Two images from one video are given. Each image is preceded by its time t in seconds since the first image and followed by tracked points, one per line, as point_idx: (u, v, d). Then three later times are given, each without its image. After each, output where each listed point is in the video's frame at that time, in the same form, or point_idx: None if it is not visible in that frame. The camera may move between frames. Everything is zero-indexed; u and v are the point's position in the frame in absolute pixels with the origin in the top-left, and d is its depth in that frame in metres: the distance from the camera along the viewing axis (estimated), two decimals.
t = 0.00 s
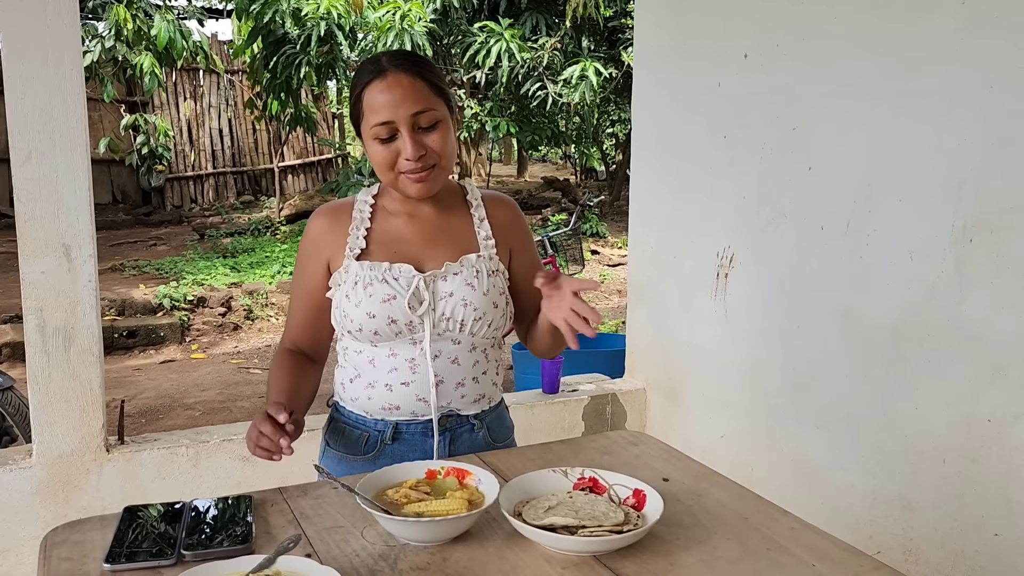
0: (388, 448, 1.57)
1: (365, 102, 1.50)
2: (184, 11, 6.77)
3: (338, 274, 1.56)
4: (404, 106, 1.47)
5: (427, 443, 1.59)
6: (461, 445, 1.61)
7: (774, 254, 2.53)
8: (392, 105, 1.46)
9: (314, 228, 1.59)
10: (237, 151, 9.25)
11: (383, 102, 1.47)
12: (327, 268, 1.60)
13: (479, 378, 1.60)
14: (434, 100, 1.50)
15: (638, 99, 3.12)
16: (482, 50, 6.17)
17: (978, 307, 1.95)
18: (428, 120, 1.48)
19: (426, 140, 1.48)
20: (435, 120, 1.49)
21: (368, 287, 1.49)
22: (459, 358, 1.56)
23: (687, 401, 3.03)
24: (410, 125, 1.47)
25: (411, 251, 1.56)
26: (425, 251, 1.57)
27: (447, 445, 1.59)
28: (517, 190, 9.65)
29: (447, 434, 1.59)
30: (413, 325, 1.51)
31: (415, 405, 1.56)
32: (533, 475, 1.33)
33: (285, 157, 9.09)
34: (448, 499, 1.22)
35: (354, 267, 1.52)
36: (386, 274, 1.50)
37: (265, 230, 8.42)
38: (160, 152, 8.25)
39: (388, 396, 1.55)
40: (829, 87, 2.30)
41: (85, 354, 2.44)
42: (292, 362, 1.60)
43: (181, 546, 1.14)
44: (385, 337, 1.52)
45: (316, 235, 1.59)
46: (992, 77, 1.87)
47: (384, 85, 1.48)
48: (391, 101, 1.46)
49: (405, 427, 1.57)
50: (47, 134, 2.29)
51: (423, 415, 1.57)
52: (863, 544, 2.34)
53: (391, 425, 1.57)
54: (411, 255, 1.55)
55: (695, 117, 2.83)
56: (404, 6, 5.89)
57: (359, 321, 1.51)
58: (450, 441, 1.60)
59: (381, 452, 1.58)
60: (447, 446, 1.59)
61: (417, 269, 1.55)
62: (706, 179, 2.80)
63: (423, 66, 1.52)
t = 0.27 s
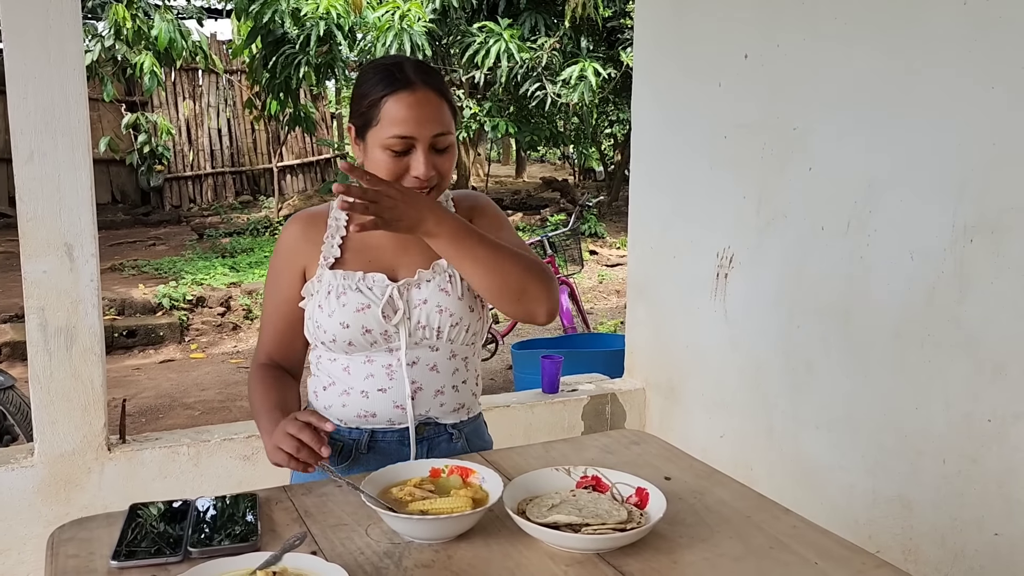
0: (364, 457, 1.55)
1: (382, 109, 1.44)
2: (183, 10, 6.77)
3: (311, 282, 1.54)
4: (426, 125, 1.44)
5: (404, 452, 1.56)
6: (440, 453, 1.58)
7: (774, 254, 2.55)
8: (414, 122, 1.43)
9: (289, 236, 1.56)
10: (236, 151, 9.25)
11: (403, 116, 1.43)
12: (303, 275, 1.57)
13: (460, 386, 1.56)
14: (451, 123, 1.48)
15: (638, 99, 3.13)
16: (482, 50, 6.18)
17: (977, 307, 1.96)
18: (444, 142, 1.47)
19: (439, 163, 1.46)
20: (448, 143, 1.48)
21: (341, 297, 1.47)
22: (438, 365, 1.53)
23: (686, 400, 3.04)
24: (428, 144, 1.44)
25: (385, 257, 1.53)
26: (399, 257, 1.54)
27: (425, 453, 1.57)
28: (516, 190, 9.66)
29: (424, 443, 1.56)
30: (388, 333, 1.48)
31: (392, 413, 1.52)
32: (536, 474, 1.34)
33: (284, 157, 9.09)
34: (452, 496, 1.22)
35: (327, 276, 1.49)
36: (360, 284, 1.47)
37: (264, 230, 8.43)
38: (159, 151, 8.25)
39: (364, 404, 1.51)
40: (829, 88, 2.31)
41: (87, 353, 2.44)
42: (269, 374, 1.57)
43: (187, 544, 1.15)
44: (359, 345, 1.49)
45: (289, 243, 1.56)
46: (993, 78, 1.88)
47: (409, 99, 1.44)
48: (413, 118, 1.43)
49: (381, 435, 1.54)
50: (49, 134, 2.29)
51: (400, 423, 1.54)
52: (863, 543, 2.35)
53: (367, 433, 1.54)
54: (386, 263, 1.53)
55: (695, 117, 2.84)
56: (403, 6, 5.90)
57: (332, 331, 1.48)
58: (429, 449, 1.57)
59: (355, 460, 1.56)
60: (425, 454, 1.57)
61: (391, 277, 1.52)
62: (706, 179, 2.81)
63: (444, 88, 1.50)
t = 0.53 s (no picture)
0: (355, 465, 1.54)
1: (379, 108, 1.44)
2: (183, 10, 6.76)
3: (296, 290, 1.52)
4: (419, 132, 1.43)
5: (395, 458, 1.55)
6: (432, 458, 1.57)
7: (774, 254, 2.55)
8: (408, 127, 1.42)
9: (272, 242, 1.54)
10: (236, 150, 9.25)
11: (398, 120, 1.42)
12: (288, 282, 1.55)
13: (450, 391, 1.56)
14: (447, 136, 1.48)
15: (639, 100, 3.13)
16: (482, 50, 6.18)
17: (978, 307, 1.96)
18: (434, 152, 1.46)
19: (424, 172, 1.46)
20: (438, 153, 1.47)
21: (325, 303, 1.46)
22: (428, 370, 1.53)
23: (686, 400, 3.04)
24: (417, 152, 1.44)
25: (370, 262, 1.53)
26: (383, 261, 1.54)
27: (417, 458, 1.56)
28: (515, 190, 9.66)
29: (415, 448, 1.56)
30: (375, 339, 1.48)
31: (381, 419, 1.52)
32: (537, 475, 1.34)
33: (283, 157, 9.09)
34: (455, 496, 1.22)
35: (311, 282, 1.48)
36: (345, 290, 1.46)
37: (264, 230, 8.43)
38: (159, 151, 8.26)
39: (352, 411, 1.51)
40: (830, 88, 2.31)
41: (88, 353, 2.44)
42: (254, 381, 1.57)
43: (190, 544, 1.15)
44: (345, 352, 1.49)
45: (272, 250, 1.54)
46: (994, 78, 1.88)
47: (406, 105, 1.43)
48: (406, 123, 1.42)
49: (372, 442, 1.54)
50: (50, 133, 2.29)
51: (390, 429, 1.54)
52: (863, 542, 2.35)
53: (356, 440, 1.54)
54: (371, 267, 1.52)
55: (695, 117, 2.85)
56: (403, 5, 5.90)
57: (317, 338, 1.47)
58: (421, 455, 1.56)
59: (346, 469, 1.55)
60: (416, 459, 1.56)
61: (376, 281, 1.52)
62: (706, 180, 2.82)
63: (447, 101, 1.50)
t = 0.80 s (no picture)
0: (355, 469, 1.54)
1: (376, 100, 1.44)
2: (182, 10, 6.76)
3: (290, 292, 1.52)
4: (415, 124, 1.43)
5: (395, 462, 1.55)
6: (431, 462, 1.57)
7: (773, 254, 2.54)
8: (404, 118, 1.42)
9: (264, 245, 1.54)
10: (236, 150, 9.25)
11: (395, 111, 1.42)
12: (281, 285, 1.55)
13: (450, 392, 1.56)
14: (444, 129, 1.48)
15: (639, 100, 3.13)
16: (481, 50, 6.18)
17: (978, 307, 1.96)
18: (431, 145, 1.46)
19: (421, 164, 1.46)
20: (434, 146, 1.47)
21: (323, 304, 1.46)
22: (428, 372, 1.53)
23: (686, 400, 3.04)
24: (413, 144, 1.43)
25: (367, 262, 1.53)
26: (379, 261, 1.53)
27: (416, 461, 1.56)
28: (515, 190, 9.66)
29: (415, 451, 1.55)
30: (374, 341, 1.48)
31: (382, 423, 1.52)
32: (537, 475, 1.34)
33: (283, 157, 9.08)
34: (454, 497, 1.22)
35: (307, 284, 1.48)
36: (342, 290, 1.47)
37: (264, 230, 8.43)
38: (159, 151, 8.26)
39: (352, 415, 1.51)
40: (829, 88, 2.31)
41: (87, 354, 2.44)
42: (249, 385, 1.57)
43: (188, 544, 1.15)
44: (344, 354, 1.48)
45: (265, 252, 1.54)
46: (994, 78, 1.88)
47: (402, 96, 1.43)
48: (402, 114, 1.42)
49: (371, 446, 1.54)
50: (49, 134, 2.29)
51: (391, 433, 1.53)
52: (863, 541, 2.35)
53: (357, 445, 1.53)
54: (368, 267, 1.52)
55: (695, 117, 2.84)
56: (402, 6, 5.90)
57: (315, 341, 1.47)
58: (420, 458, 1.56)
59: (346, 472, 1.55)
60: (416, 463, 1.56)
61: (373, 282, 1.52)
62: (705, 180, 2.81)
63: (444, 93, 1.50)
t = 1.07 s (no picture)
0: (356, 469, 1.55)
1: (341, 100, 1.45)
2: (183, 10, 6.76)
3: (294, 292, 1.52)
4: (381, 114, 1.42)
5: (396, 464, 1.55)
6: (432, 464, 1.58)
7: (774, 254, 2.54)
8: (370, 110, 1.42)
9: (267, 245, 1.54)
10: (237, 150, 9.25)
11: (359, 105, 1.43)
12: (284, 287, 1.55)
13: (451, 397, 1.57)
14: (415, 112, 1.46)
15: (641, 100, 3.13)
16: (482, 50, 6.18)
17: (979, 307, 1.96)
18: (404, 133, 1.44)
19: (398, 153, 1.44)
20: (410, 134, 1.45)
21: (327, 307, 1.46)
22: (431, 376, 1.53)
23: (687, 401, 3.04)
24: (384, 134, 1.42)
25: (370, 265, 1.53)
26: (383, 263, 1.53)
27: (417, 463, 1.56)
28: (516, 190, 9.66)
29: (415, 454, 1.56)
30: (378, 345, 1.48)
31: (384, 426, 1.52)
32: (538, 475, 1.34)
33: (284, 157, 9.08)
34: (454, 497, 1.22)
35: (311, 285, 1.48)
36: (347, 293, 1.47)
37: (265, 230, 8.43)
38: (160, 150, 8.27)
39: (354, 417, 1.51)
40: (830, 89, 2.31)
41: (88, 353, 2.44)
42: (250, 383, 1.57)
43: (189, 544, 1.15)
44: (348, 357, 1.49)
45: (268, 252, 1.54)
46: (995, 78, 1.88)
47: (365, 88, 1.43)
48: (367, 106, 1.42)
49: (373, 449, 1.54)
50: (50, 133, 2.29)
51: (393, 436, 1.54)
52: (863, 542, 2.35)
53: (358, 447, 1.54)
54: (371, 270, 1.52)
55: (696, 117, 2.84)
56: (403, 6, 5.91)
57: (319, 343, 1.47)
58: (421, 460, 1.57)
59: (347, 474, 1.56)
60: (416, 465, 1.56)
61: (377, 284, 1.52)
62: (706, 180, 2.81)
63: (409, 75, 1.48)
